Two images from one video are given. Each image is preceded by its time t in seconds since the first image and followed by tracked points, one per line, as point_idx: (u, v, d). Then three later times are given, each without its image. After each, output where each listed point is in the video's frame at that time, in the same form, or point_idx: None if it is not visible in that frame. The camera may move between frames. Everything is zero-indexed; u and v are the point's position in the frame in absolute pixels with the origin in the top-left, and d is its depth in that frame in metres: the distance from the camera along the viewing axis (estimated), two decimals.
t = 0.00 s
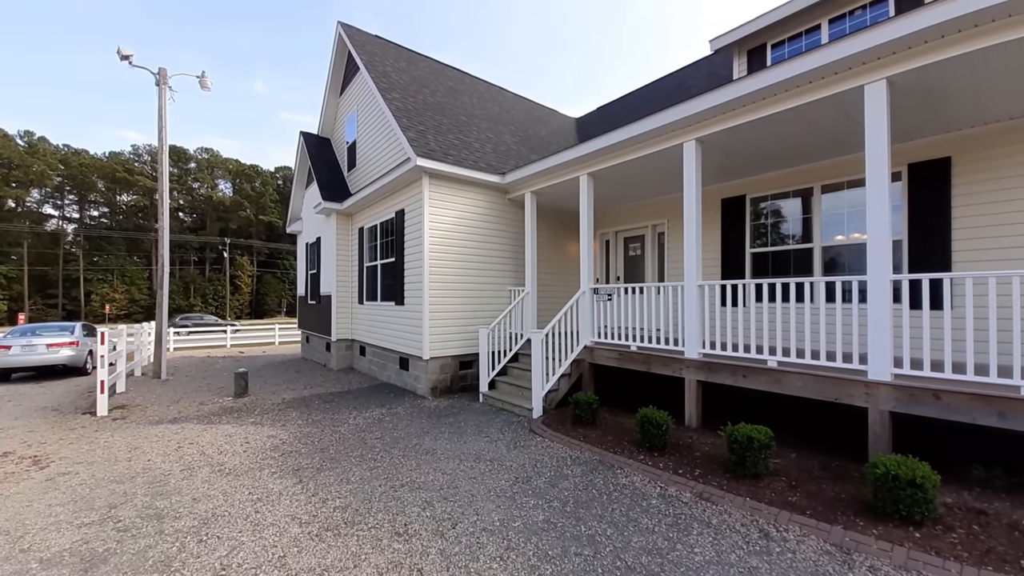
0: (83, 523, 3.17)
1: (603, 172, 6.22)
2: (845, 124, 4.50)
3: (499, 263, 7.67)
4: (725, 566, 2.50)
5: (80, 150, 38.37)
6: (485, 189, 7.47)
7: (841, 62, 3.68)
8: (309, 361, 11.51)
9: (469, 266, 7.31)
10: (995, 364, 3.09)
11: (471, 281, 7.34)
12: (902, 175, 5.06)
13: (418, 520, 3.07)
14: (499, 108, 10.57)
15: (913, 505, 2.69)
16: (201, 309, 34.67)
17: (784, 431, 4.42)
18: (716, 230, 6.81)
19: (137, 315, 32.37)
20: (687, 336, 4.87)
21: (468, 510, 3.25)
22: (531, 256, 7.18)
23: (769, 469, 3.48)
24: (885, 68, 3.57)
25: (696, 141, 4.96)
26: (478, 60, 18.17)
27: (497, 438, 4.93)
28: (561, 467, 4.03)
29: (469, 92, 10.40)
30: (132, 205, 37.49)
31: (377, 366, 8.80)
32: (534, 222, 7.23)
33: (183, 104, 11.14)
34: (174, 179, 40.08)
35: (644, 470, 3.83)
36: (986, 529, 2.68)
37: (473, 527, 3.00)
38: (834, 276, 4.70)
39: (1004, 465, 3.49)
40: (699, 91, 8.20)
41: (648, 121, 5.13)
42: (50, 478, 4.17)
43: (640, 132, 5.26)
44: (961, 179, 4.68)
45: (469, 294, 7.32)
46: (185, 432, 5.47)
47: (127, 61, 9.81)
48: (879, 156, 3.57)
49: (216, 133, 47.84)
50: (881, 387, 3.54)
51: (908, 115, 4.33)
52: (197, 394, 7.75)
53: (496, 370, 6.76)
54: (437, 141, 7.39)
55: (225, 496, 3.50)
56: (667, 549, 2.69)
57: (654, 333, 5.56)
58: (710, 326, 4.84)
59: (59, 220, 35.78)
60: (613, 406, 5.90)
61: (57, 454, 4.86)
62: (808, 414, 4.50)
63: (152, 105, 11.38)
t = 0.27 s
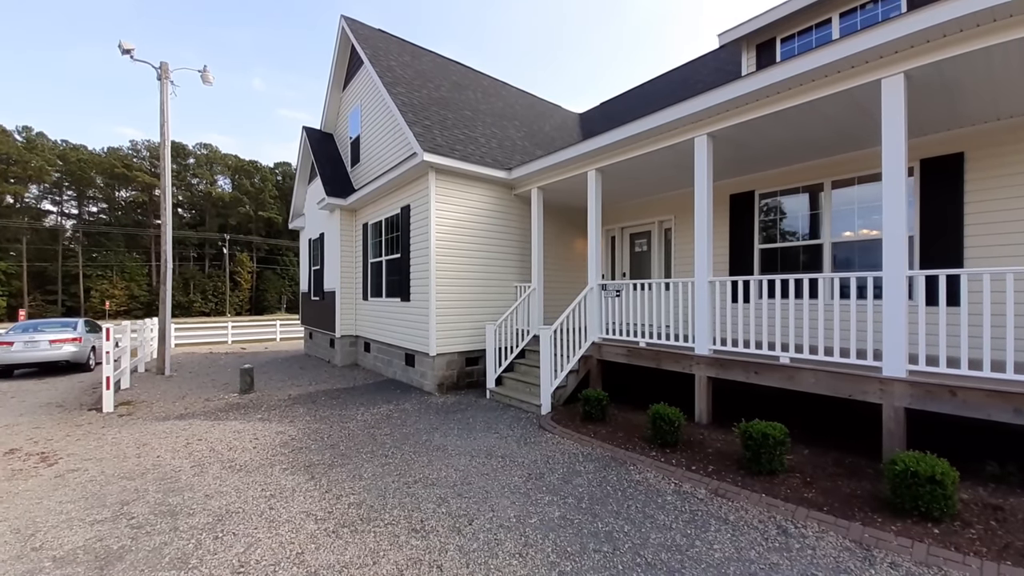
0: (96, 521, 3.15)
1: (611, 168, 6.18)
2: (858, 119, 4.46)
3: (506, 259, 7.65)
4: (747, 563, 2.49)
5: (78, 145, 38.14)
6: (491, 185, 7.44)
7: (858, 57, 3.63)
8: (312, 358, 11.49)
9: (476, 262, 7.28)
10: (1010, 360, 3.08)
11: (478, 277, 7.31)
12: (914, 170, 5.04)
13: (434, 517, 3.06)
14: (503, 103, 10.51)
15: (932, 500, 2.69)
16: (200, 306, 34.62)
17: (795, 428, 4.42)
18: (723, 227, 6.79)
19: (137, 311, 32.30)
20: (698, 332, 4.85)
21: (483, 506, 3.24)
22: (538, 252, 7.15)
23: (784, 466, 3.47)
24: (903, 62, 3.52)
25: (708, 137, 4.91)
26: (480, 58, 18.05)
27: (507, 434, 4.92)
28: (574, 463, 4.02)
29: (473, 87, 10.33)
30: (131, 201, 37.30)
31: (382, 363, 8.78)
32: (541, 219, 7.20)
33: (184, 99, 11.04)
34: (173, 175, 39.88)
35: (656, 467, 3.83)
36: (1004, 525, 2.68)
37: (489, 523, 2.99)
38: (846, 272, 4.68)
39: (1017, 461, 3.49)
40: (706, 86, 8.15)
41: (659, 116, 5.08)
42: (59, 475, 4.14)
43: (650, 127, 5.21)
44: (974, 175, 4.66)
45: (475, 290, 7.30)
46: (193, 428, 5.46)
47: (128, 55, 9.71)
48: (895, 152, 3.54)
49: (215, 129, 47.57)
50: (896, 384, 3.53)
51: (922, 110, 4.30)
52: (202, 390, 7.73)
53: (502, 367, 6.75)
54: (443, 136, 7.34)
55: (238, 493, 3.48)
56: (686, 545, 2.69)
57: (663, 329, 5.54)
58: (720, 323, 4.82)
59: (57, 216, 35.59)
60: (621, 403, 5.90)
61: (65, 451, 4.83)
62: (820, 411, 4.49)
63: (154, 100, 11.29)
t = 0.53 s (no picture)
0: (112, 515, 3.17)
1: (618, 163, 6.16)
2: (868, 114, 4.45)
3: (510, 254, 7.65)
4: (760, 555, 2.53)
5: (73, 138, 37.75)
6: (496, 179, 7.41)
7: (871, 52, 3.62)
8: (315, 352, 11.50)
9: (481, 257, 7.28)
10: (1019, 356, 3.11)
11: (483, 272, 7.31)
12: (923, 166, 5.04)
13: (448, 511, 3.09)
14: (506, 96, 10.44)
15: (943, 495, 2.72)
16: (199, 300, 34.53)
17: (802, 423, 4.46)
18: (729, 222, 6.79)
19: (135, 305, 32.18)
20: (705, 328, 4.87)
21: (497, 500, 3.27)
22: (543, 247, 7.15)
23: (793, 460, 3.51)
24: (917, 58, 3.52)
25: (717, 132, 4.90)
26: (481, 51, 17.91)
27: (515, 428, 4.95)
28: (584, 457, 4.05)
29: (476, 80, 10.26)
30: (128, 194, 37.01)
31: (387, 357, 8.80)
32: (546, 213, 7.19)
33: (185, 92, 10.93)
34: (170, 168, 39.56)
35: (665, 461, 3.86)
36: (1012, 518, 2.72)
37: (504, 517, 3.02)
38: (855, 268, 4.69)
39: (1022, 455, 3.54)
40: (712, 80, 8.12)
41: (668, 111, 5.06)
42: (69, 470, 4.15)
43: (659, 121, 5.19)
44: (982, 171, 4.67)
45: (480, 284, 7.30)
46: (201, 423, 5.47)
47: (129, 47, 9.58)
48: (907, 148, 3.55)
49: (212, 122, 47.17)
50: (905, 379, 3.55)
51: (933, 105, 4.30)
52: (207, 384, 7.73)
53: (508, 362, 6.77)
54: (448, 130, 7.30)
55: (251, 487, 3.50)
56: (700, 538, 2.72)
57: (669, 325, 5.56)
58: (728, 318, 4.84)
59: (53, 209, 35.30)
60: (627, 398, 5.93)
61: (74, 446, 4.84)
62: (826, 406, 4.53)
63: (153, 93, 11.17)
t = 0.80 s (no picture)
0: (93, 515, 3.08)
1: (601, 156, 6.22)
2: (842, 112, 4.63)
3: (494, 246, 7.66)
4: (737, 533, 2.67)
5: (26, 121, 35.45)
6: (479, 171, 7.39)
7: (847, 52, 3.76)
8: (293, 346, 11.28)
9: (465, 249, 7.26)
10: (976, 343, 3.33)
11: (467, 264, 7.31)
12: (891, 164, 5.28)
13: (438, 501, 3.13)
14: (489, 87, 10.35)
15: (904, 473, 2.92)
16: (168, 293, 33.25)
17: (777, 409, 4.66)
18: (709, 215, 6.96)
19: (99, 299, 30.73)
20: (686, 319, 5.00)
21: (486, 489, 3.32)
22: (527, 239, 7.18)
23: (767, 443, 3.68)
24: (889, 59, 3.68)
25: (699, 127, 5.00)
26: (462, 40, 17.67)
27: (501, 419, 5.01)
28: (569, 445, 4.15)
29: (459, 69, 10.12)
30: (88, 182, 35.08)
31: (369, 350, 8.72)
32: (530, 206, 7.22)
33: (152, 75, 10.43)
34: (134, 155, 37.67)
35: (648, 447, 3.98)
36: (967, 493, 2.95)
37: (493, 505, 3.08)
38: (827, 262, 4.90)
39: (976, 436, 3.81)
40: (693, 75, 8.25)
41: (651, 106, 5.13)
42: (42, 469, 4.00)
43: (643, 116, 5.26)
44: (945, 169, 4.93)
45: (464, 277, 7.29)
46: (178, 419, 5.32)
47: (93, 28, 9.02)
48: (878, 146, 3.73)
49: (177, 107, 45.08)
50: (872, 366, 3.76)
51: (901, 105, 4.51)
52: (182, 380, 7.50)
53: (492, 354, 6.80)
54: (431, 120, 7.21)
55: (236, 483, 3.45)
56: (682, 519, 2.85)
57: (651, 316, 5.69)
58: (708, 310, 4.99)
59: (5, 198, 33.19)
60: (610, 387, 6.06)
61: (44, 446, 4.65)
62: (800, 392, 4.76)
63: (118, 76, 10.59)
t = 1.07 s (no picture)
0: (19, 531, 2.81)
1: (562, 154, 6.33)
2: (784, 120, 4.98)
3: (456, 241, 7.62)
4: (689, 513, 2.85)
5: None
6: (441, 165, 7.32)
7: (789, 63, 4.06)
8: (241, 345, 10.70)
9: (426, 244, 7.17)
10: (895, 332, 3.72)
11: (428, 260, 7.23)
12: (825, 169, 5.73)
13: (402, 498, 3.11)
14: (450, 80, 10.23)
15: (835, 452, 3.21)
16: (95, 289, 30.43)
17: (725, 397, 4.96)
18: (665, 214, 7.26)
19: (12, 296, 27.62)
20: (643, 313, 5.22)
21: (450, 484, 3.33)
22: (490, 235, 7.20)
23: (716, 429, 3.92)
24: (825, 72, 4.00)
25: (655, 128, 5.20)
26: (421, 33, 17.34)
27: (464, 414, 5.02)
28: (532, 438, 4.23)
29: (418, 60, 9.93)
30: None
31: (325, 348, 8.44)
32: (492, 202, 7.23)
33: (80, 52, 9.47)
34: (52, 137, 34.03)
35: (607, 437, 4.15)
36: (886, 467, 3.29)
37: (458, 499, 3.10)
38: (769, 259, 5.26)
39: (895, 416, 4.26)
40: (649, 78, 8.55)
41: (610, 106, 5.28)
42: None
43: (603, 115, 5.40)
44: (871, 175, 5.42)
45: (425, 273, 7.21)
46: (114, 426, 4.93)
47: None
48: (815, 152, 4.05)
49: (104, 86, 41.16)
50: (808, 354, 4.10)
51: (835, 115, 4.91)
52: (117, 384, 6.93)
53: (455, 350, 6.78)
54: (392, 112, 7.05)
55: (184, 490, 3.26)
56: (639, 502, 3.00)
57: (610, 310, 5.89)
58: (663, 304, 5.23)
59: None
60: (571, 380, 6.22)
61: None
62: (745, 381, 5.10)
63: (35, 49, 9.52)
